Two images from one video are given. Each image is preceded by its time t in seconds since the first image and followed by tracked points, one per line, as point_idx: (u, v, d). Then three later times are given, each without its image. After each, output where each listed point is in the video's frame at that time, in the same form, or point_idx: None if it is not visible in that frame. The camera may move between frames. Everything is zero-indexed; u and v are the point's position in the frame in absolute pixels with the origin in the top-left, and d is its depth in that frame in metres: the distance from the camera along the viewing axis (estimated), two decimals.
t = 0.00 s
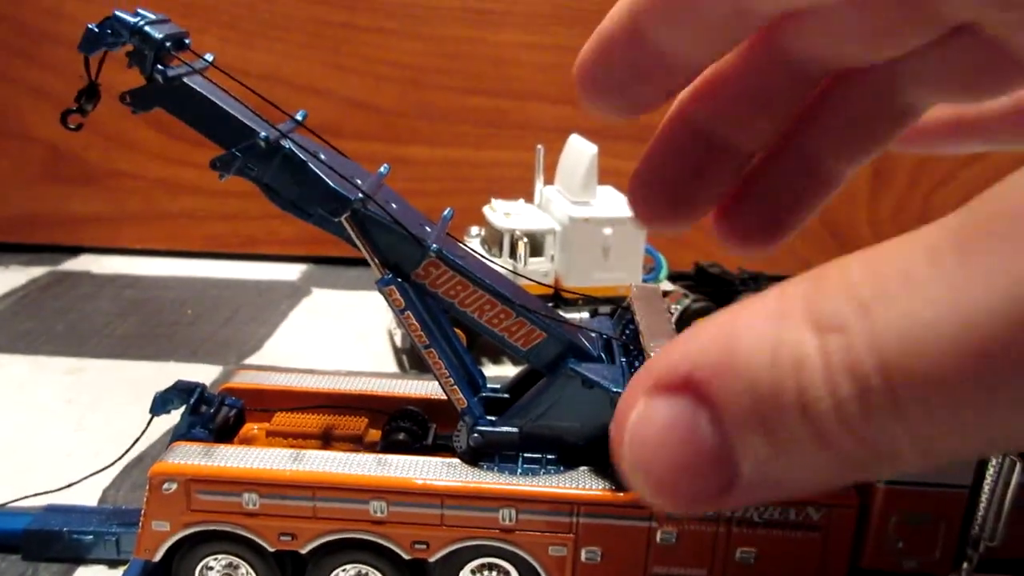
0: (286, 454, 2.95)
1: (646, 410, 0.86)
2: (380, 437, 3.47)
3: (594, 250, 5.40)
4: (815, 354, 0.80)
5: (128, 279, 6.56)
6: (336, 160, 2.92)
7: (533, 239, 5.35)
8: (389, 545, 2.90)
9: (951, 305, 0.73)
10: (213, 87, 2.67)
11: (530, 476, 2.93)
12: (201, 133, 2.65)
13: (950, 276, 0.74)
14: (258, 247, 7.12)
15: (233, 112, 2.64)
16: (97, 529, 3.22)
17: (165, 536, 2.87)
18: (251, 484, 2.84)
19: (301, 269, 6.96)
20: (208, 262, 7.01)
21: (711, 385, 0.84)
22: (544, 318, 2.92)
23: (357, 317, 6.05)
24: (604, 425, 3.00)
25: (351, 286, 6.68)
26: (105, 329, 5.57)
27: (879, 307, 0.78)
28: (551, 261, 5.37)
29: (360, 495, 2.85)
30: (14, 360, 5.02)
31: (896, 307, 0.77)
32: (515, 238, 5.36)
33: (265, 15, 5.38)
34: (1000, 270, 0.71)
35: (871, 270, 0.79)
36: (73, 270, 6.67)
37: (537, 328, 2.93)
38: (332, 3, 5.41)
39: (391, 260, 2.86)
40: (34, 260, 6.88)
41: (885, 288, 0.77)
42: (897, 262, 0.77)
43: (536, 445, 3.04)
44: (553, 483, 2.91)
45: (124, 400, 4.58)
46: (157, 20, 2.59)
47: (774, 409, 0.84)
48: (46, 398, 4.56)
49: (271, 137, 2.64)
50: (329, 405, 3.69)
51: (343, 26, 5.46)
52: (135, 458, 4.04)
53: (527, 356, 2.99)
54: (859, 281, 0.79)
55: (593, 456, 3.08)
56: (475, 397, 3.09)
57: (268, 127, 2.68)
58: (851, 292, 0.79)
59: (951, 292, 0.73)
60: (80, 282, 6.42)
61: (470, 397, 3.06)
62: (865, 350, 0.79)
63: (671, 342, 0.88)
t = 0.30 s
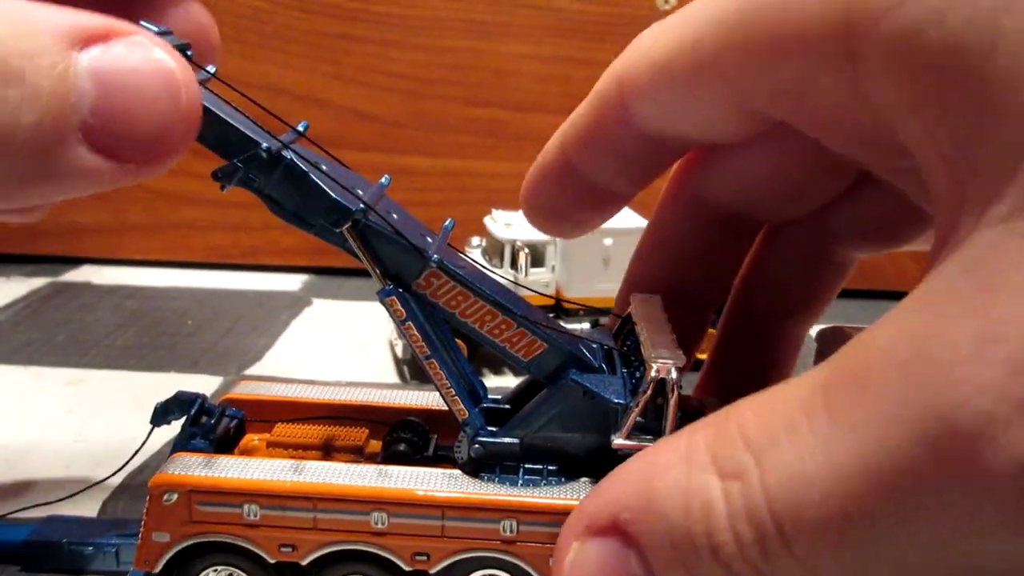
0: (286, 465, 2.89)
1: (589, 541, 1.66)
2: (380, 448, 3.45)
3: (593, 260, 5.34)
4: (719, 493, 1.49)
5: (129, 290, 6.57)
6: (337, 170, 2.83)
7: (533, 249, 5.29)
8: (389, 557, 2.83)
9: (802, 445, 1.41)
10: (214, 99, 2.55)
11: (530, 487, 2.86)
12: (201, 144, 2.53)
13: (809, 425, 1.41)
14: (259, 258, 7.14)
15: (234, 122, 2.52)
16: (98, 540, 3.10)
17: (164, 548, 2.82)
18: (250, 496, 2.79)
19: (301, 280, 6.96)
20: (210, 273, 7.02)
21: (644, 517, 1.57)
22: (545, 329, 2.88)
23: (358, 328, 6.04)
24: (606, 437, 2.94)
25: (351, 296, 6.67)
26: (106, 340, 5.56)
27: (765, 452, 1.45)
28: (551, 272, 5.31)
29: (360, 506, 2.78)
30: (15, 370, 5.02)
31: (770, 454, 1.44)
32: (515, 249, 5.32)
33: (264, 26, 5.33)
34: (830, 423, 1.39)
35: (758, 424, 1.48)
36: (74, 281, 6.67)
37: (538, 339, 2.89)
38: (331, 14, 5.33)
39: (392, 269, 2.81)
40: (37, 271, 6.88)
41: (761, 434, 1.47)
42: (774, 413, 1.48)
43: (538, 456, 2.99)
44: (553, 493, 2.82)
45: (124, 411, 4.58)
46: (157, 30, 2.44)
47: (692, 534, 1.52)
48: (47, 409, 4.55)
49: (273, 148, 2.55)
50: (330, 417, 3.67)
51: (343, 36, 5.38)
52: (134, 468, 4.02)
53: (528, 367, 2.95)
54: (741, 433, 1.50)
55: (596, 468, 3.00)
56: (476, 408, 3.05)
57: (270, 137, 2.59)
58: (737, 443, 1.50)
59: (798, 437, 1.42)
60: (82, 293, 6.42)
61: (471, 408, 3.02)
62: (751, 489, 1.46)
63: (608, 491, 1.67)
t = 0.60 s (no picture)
0: (286, 471, 2.88)
1: (553, 551, 1.63)
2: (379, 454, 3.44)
3: (593, 266, 5.28)
4: (666, 530, 1.47)
5: (129, 297, 6.57)
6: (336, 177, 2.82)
7: (533, 256, 5.29)
8: (388, 564, 2.83)
9: (756, 492, 1.42)
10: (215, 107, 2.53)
11: (530, 494, 2.86)
12: (201, 150, 2.52)
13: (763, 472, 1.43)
14: (259, 264, 7.14)
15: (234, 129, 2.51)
16: (96, 547, 3.08)
17: (163, 555, 2.81)
18: (250, 502, 2.77)
19: (301, 286, 6.96)
20: (210, 280, 7.02)
21: (605, 537, 1.54)
22: (544, 335, 2.88)
23: (357, 334, 6.04)
24: (606, 443, 2.93)
25: (351, 302, 6.68)
26: (106, 346, 5.56)
27: (721, 496, 1.44)
28: (551, 278, 5.32)
29: (360, 513, 2.77)
30: (15, 378, 5.01)
31: (724, 496, 1.44)
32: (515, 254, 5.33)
33: (264, 33, 5.33)
34: (784, 473, 1.41)
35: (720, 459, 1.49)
36: (74, 288, 6.67)
37: (537, 345, 2.89)
38: (331, 21, 5.32)
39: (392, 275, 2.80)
40: (37, 278, 6.88)
41: (720, 475, 1.47)
42: (732, 458, 1.48)
43: (537, 463, 2.98)
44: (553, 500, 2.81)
45: (124, 418, 4.57)
46: (159, 39, 2.43)
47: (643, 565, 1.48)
48: (47, 417, 4.55)
49: (274, 155, 2.53)
50: (328, 423, 3.66)
51: (343, 43, 5.38)
52: (133, 475, 4.01)
53: (527, 373, 2.95)
54: (701, 470, 1.49)
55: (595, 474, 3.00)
56: (475, 414, 3.05)
57: (269, 145, 2.57)
58: (695, 481, 1.49)
59: (752, 484, 1.43)
60: (82, 300, 6.42)
61: (471, 414, 3.01)
62: (703, 530, 1.44)
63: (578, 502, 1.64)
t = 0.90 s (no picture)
0: (286, 471, 2.88)
1: (547, 560, 1.65)
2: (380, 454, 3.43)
3: (593, 265, 5.23)
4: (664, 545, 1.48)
5: (130, 296, 6.56)
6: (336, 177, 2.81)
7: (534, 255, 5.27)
8: (389, 565, 2.82)
9: (755, 505, 1.44)
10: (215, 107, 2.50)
11: (530, 494, 2.85)
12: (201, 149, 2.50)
13: (762, 487, 1.45)
14: (259, 264, 7.14)
15: (234, 128, 2.47)
16: (97, 547, 3.07)
17: (163, 555, 2.81)
18: (250, 502, 2.77)
19: (302, 286, 6.95)
20: (210, 279, 7.01)
21: (600, 547, 1.56)
22: (544, 336, 2.87)
23: (358, 334, 6.03)
24: (606, 444, 2.93)
25: (352, 302, 6.67)
26: (107, 346, 5.56)
27: (718, 511, 1.47)
28: (552, 278, 5.33)
29: (361, 512, 2.76)
30: (15, 377, 5.01)
31: (721, 509, 1.47)
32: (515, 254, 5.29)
33: (265, 32, 5.32)
34: (782, 487, 1.43)
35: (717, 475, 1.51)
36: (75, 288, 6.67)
37: (538, 345, 2.89)
38: (332, 20, 5.30)
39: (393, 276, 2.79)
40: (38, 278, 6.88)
41: (714, 488, 1.50)
42: (731, 473, 1.50)
43: (537, 464, 2.98)
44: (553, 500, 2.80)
45: (124, 418, 4.56)
46: (160, 39, 2.42)
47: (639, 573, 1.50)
48: (47, 417, 4.54)
49: (274, 155, 2.50)
50: (329, 423, 3.66)
51: (344, 43, 5.36)
52: (134, 475, 4.00)
53: (528, 373, 2.95)
54: (699, 483, 1.51)
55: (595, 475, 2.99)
56: (476, 414, 3.04)
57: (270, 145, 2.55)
58: (691, 495, 1.51)
59: (751, 498, 1.45)
60: (82, 299, 6.42)
61: (471, 414, 3.01)
62: (702, 542, 1.45)
63: (569, 512, 1.66)
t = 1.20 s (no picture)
0: (286, 471, 2.88)
1: (549, 565, 1.67)
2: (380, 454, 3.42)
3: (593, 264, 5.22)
4: (670, 546, 1.50)
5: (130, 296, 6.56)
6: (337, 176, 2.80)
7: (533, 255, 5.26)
8: (389, 565, 2.83)
9: (759, 508, 1.45)
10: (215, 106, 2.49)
11: (531, 494, 2.85)
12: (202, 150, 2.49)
13: (766, 489, 1.46)
14: (259, 263, 7.14)
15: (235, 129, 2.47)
16: (97, 547, 3.07)
17: (164, 555, 2.81)
18: (249, 502, 2.76)
19: (302, 286, 6.95)
20: (210, 279, 7.01)
21: (604, 550, 1.59)
22: (545, 336, 2.87)
23: (358, 334, 6.03)
24: (606, 444, 2.92)
25: (351, 302, 6.67)
26: (107, 346, 5.56)
27: (723, 513, 1.48)
28: (551, 277, 5.33)
29: (361, 513, 2.76)
30: (15, 377, 5.01)
31: (725, 511, 1.48)
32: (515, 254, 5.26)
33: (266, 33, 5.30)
34: (785, 488, 1.44)
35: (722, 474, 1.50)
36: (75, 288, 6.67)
37: (538, 346, 2.89)
38: (332, 19, 5.28)
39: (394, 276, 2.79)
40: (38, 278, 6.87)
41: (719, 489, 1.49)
42: (735, 475, 1.52)
43: (537, 464, 2.98)
44: (554, 500, 2.80)
45: (125, 418, 4.56)
46: (159, 39, 2.42)
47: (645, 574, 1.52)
48: (47, 416, 4.55)
49: (274, 155, 2.49)
50: (328, 423, 3.66)
51: (344, 43, 5.35)
52: (134, 475, 4.00)
53: (528, 373, 2.95)
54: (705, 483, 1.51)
55: (595, 475, 2.99)
56: (475, 414, 3.04)
57: (270, 144, 2.54)
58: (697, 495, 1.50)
59: (755, 501, 1.46)
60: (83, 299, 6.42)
61: (471, 414, 3.00)
62: (707, 544, 1.47)
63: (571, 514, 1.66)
